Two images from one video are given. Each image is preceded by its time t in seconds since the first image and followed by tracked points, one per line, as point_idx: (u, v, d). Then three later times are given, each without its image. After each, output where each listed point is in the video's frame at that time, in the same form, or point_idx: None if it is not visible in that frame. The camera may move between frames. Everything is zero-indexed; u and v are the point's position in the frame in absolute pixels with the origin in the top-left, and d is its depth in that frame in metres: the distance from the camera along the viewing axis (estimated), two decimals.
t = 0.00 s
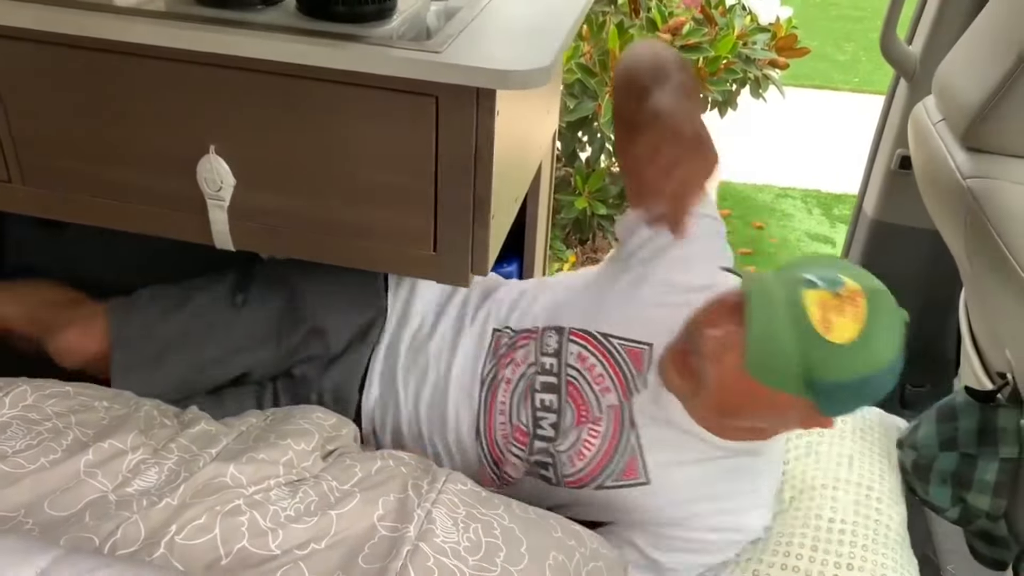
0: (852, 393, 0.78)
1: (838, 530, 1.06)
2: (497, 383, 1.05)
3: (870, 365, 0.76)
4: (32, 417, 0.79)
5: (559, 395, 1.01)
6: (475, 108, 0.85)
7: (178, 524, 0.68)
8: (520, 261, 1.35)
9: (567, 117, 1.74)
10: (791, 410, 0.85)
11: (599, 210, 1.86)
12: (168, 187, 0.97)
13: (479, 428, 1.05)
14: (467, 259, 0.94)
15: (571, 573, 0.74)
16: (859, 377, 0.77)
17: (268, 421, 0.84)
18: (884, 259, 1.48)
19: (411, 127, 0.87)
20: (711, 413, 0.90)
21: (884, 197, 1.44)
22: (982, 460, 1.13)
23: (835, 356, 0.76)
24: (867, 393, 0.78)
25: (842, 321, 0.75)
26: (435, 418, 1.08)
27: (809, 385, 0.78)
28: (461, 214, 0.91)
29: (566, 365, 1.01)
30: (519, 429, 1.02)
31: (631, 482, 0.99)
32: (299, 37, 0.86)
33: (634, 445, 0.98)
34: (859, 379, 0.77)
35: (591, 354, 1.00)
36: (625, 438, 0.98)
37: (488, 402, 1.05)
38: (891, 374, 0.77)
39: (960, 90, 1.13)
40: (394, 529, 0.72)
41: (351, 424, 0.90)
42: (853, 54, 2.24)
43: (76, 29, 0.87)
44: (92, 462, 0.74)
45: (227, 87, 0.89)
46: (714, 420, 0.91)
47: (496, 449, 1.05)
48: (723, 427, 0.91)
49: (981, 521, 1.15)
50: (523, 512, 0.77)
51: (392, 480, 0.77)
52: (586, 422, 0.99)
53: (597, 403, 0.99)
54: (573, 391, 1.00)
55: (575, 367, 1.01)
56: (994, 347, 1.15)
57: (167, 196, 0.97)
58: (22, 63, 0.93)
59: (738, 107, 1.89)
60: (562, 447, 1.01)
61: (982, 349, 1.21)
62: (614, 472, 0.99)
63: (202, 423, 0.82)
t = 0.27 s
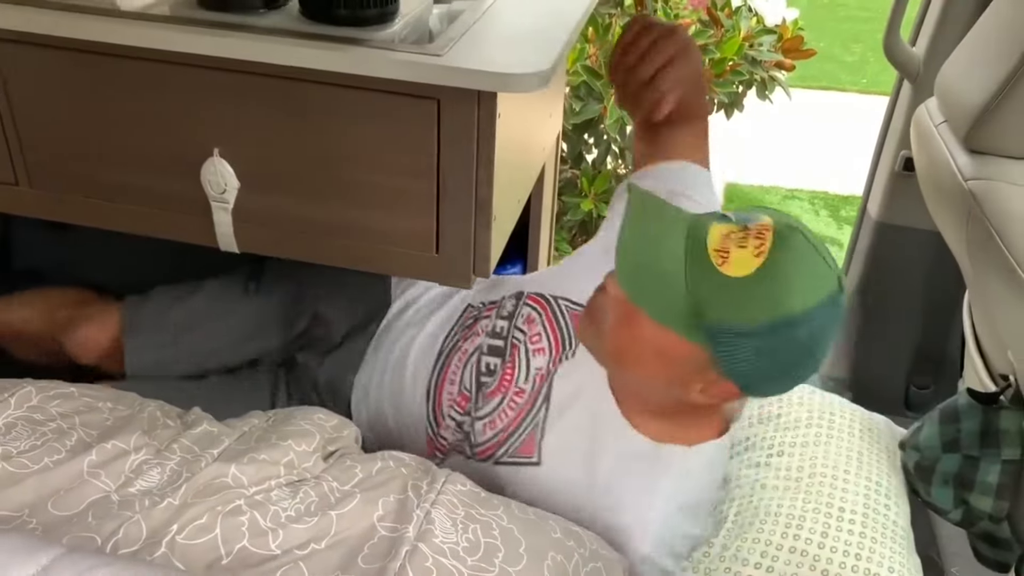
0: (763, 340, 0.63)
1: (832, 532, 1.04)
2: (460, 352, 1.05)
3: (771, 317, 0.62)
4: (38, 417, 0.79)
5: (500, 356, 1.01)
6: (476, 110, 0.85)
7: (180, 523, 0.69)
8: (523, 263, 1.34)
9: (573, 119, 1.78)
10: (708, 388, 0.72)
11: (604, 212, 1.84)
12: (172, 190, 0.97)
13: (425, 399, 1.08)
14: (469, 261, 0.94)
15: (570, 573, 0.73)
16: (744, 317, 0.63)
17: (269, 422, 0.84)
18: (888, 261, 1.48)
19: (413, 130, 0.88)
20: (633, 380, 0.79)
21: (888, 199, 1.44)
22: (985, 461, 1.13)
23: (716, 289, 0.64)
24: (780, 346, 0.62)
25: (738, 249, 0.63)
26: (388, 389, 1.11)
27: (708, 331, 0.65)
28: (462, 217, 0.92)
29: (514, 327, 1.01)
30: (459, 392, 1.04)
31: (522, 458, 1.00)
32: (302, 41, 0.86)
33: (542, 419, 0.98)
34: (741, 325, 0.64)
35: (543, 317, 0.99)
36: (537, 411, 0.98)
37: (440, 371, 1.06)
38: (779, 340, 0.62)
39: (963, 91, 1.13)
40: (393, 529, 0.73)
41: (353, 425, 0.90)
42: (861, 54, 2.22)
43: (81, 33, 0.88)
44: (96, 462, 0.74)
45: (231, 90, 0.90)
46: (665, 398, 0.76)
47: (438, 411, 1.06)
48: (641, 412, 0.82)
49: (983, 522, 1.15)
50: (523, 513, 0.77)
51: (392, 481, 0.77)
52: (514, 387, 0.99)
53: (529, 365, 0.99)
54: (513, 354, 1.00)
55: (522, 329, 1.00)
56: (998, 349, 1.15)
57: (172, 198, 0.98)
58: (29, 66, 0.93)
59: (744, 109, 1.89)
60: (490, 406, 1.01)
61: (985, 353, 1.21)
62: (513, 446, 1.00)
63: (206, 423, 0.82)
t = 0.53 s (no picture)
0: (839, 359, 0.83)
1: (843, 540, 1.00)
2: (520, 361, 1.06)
3: (846, 350, 0.83)
4: (55, 418, 0.77)
5: (572, 363, 1.04)
6: (487, 115, 0.86)
7: (195, 522, 0.67)
8: (537, 266, 1.33)
9: (586, 123, 1.77)
10: (753, 391, 0.88)
11: (618, 216, 1.88)
12: (189, 193, 0.99)
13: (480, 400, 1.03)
14: (481, 264, 0.95)
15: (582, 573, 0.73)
16: (838, 333, 0.83)
17: (283, 422, 0.83)
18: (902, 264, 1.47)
19: (426, 133, 0.88)
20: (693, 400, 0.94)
21: (901, 202, 1.44)
22: (999, 465, 1.09)
23: (803, 314, 0.85)
24: (871, 389, 0.84)
25: (815, 277, 0.88)
26: (438, 384, 1.06)
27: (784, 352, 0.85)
28: (475, 220, 0.92)
29: (589, 343, 1.05)
30: (521, 386, 1.03)
31: (585, 467, 0.96)
32: (317, 46, 0.88)
33: (615, 432, 0.97)
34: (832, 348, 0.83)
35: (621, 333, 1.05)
36: (610, 425, 0.98)
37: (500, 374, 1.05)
38: (843, 365, 0.83)
39: (975, 94, 1.12)
40: (405, 529, 0.71)
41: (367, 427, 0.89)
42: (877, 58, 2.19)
43: (100, 39, 0.90)
44: (112, 462, 0.72)
45: (247, 95, 0.91)
46: (731, 430, 0.90)
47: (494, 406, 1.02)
48: (733, 449, 0.91)
49: (997, 527, 1.11)
50: (535, 514, 0.76)
51: (404, 481, 0.76)
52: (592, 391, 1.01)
53: (606, 373, 1.02)
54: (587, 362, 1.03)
55: (598, 345, 1.05)
56: (1013, 354, 1.15)
57: (189, 202, 0.99)
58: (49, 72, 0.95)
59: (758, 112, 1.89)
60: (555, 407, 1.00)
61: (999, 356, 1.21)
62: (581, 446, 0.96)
63: (222, 424, 0.80)
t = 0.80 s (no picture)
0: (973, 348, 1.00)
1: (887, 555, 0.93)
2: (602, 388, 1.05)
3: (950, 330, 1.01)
4: (80, 418, 0.78)
5: (663, 387, 1.02)
6: (508, 120, 0.87)
7: (216, 523, 0.66)
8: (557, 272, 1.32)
9: (605, 128, 1.75)
10: (869, 361, 0.91)
11: (638, 221, 1.86)
12: (213, 198, 1.00)
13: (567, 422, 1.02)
14: (500, 269, 0.95)
15: None
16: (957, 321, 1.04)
17: (304, 424, 0.83)
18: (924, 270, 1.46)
19: (446, 139, 0.89)
20: (796, 390, 0.95)
21: (924, 208, 1.43)
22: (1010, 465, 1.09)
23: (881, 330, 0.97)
24: (948, 364, 0.96)
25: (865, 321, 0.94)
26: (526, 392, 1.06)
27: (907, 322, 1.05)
28: (495, 224, 0.93)
29: (676, 370, 1.04)
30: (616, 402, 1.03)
31: (710, 455, 0.93)
32: (340, 53, 0.88)
33: (728, 426, 0.94)
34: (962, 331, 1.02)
35: (700, 367, 1.03)
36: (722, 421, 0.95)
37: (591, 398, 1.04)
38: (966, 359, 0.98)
39: (999, 98, 1.11)
40: (424, 531, 0.71)
41: (387, 429, 0.89)
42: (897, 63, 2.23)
43: (127, 46, 0.91)
44: (136, 462, 0.72)
45: (270, 101, 0.92)
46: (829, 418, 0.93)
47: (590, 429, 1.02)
48: (825, 442, 0.93)
49: (1001, 527, 1.07)
50: (553, 519, 0.77)
51: (424, 483, 0.76)
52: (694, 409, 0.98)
53: (699, 397, 0.99)
54: (676, 385, 1.01)
55: (684, 374, 1.03)
56: None
57: (212, 207, 1.00)
58: (77, 79, 0.96)
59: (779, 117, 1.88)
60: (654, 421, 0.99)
61: None
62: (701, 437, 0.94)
63: (243, 425, 0.81)
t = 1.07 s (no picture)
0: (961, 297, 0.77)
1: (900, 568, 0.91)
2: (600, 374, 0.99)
3: (921, 254, 0.78)
4: (107, 422, 0.79)
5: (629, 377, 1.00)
6: (533, 126, 0.87)
7: (242, 526, 0.67)
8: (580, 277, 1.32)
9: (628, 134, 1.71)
10: (833, 332, 0.77)
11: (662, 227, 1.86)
12: (239, 203, 1.00)
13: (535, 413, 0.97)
14: (524, 274, 0.95)
15: None
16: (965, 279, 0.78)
17: (329, 429, 0.83)
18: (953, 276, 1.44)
19: (471, 145, 0.89)
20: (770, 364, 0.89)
21: (952, 214, 1.42)
22: None
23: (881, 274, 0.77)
24: (922, 297, 0.76)
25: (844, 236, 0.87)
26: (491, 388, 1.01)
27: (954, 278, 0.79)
28: (520, 229, 0.93)
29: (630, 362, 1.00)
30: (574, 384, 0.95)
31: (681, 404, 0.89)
32: (366, 60, 0.89)
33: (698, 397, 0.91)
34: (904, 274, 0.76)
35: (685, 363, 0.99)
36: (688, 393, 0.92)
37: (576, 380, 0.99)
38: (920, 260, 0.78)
39: None
40: (448, 537, 0.71)
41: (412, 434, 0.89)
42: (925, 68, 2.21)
43: (155, 54, 0.92)
44: (163, 466, 0.73)
45: (297, 109, 0.93)
46: (816, 375, 0.78)
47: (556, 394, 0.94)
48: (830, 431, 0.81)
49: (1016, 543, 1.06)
50: (577, 525, 0.75)
51: (447, 488, 0.76)
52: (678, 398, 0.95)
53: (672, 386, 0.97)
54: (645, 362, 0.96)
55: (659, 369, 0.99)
56: None
57: (239, 213, 1.01)
58: (106, 87, 0.97)
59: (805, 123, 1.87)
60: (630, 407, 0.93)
61: None
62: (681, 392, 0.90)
63: (268, 430, 0.81)
